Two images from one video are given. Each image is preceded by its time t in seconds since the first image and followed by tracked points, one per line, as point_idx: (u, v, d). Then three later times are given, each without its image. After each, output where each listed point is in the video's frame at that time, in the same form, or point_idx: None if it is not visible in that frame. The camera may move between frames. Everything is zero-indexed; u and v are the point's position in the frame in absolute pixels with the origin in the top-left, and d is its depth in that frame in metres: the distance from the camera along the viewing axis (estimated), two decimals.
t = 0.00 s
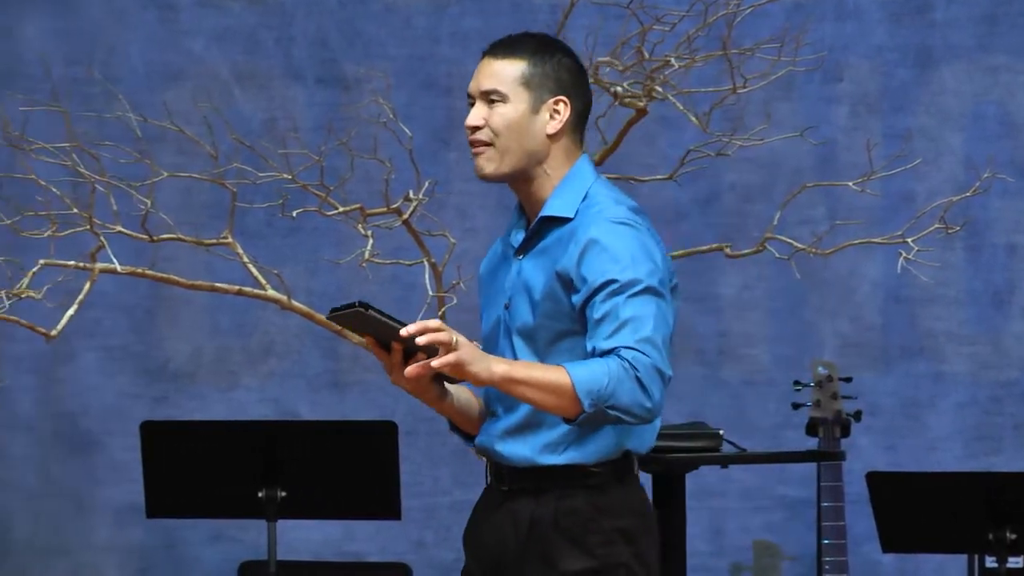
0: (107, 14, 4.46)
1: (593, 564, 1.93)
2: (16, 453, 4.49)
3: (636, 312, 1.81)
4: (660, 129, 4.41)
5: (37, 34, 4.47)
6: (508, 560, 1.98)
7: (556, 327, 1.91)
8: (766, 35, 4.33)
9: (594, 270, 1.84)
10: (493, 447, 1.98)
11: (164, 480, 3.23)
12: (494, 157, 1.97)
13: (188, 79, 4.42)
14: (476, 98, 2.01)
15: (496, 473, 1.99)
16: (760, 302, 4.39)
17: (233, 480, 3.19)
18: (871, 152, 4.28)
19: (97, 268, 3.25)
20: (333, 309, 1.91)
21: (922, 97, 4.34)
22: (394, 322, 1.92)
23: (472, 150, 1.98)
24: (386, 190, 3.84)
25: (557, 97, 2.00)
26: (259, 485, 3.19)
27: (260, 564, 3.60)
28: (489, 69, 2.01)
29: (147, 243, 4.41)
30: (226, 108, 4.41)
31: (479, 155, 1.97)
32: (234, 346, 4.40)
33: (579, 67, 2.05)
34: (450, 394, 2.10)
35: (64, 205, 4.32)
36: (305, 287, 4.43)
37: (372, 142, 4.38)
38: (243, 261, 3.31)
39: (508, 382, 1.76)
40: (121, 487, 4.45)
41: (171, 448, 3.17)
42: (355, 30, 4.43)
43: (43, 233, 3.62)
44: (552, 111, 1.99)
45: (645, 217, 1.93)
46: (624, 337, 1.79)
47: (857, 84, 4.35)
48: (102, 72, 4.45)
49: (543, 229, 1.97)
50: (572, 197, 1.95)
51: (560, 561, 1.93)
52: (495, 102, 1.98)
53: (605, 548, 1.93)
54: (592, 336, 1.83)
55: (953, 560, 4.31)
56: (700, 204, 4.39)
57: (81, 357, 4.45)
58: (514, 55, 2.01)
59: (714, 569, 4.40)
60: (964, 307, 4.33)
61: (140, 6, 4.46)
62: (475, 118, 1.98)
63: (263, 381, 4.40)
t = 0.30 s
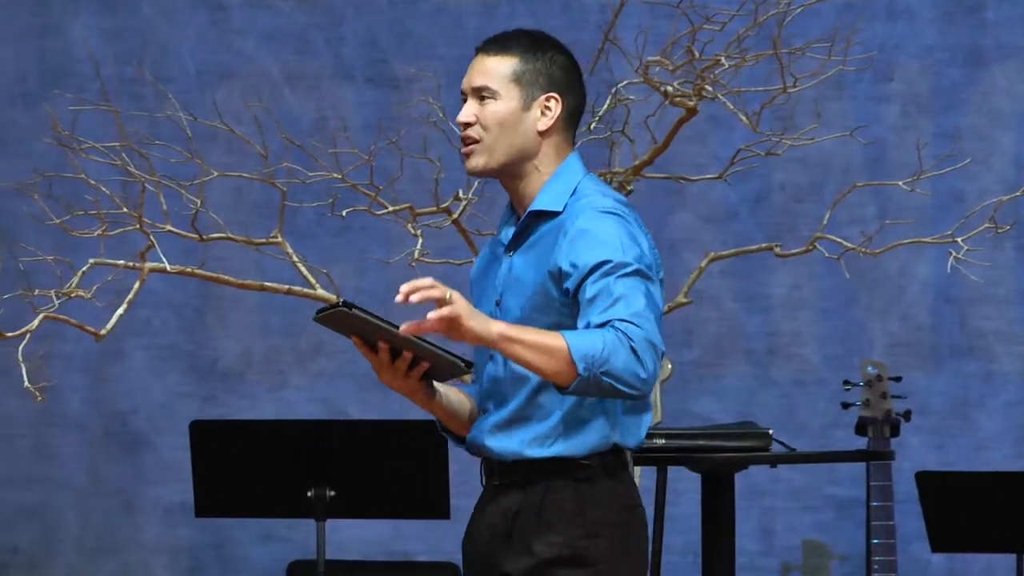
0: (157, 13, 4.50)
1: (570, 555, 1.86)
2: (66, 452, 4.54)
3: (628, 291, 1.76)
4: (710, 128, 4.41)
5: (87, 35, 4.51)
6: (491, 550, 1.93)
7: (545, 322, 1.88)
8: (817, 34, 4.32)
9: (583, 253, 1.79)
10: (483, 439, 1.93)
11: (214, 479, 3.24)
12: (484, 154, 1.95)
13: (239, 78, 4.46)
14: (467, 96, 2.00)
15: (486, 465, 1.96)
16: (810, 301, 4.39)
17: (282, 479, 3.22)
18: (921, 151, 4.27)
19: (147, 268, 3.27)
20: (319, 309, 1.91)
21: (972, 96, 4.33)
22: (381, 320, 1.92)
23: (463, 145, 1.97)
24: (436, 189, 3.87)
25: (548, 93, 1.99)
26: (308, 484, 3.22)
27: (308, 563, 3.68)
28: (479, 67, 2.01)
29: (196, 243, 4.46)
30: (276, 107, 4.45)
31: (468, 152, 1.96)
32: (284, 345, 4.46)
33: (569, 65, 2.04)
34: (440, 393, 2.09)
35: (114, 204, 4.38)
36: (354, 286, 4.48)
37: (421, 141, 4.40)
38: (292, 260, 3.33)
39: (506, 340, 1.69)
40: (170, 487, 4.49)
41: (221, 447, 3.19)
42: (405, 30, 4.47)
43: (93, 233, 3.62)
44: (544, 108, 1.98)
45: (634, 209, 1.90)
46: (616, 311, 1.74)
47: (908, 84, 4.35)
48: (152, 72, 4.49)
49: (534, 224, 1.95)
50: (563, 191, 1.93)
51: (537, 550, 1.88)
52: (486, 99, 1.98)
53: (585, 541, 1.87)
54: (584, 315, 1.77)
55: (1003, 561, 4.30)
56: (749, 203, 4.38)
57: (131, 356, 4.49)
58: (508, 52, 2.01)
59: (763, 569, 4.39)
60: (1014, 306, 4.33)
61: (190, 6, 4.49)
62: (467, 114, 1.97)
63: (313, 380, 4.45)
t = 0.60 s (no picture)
0: (188, 13, 4.53)
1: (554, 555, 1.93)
2: (95, 451, 4.55)
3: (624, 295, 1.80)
4: (740, 127, 4.41)
5: (117, 35, 4.53)
6: (482, 550, 2.01)
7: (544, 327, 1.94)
8: (847, 33, 4.31)
9: (581, 258, 1.85)
10: (480, 440, 2.00)
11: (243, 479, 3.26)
12: (467, 191, 1.98)
13: (269, 78, 4.49)
14: (431, 138, 2.02)
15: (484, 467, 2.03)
16: (839, 301, 4.38)
17: (311, 478, 3.24)
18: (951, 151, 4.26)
19: (176, 267, 3.28)
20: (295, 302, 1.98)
21: (1002, 94, 4.32)
22: (352, 316, 1.99)
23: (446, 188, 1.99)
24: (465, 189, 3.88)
25: (509, 109, 2.02)
26: (337, 483, 3.25)
27: (337, 562, 3.71)
28: (436, 105, 2.03)
29: (226, 243, 4.50)
30: (306, 106, 4.48)
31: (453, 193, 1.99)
32: (315, 345, 4.49)
33: (524, 76, 2.07)
34: (416, 388, 2.17)
35: (144, 204, 4.42)
36: (384, 286, 4.50)
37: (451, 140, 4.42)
38: (322, 260, 3.35)
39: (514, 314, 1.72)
40: (200, 486, 4.51)
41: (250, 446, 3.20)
42: (435, 29, 4.48)
43: (123, 232, 3.63)
44: (507, 126, 2.01)
45: (630, 213, 1.95)
46: (612, 313, 1.79)
47: (938, 84, 4.34)
48: (183, 72, 4.52)
49: (532, 231, 2.02)
50: (557, 198, 1.99)
51: (522, 548, 1.95)
52: (449, 138, 1.99)
53: (571, 542, 1.93)
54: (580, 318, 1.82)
55: None
56: (779, 203, 4.38)
57: (161, 355, 4.52)
58: (455, 87, 2.02)
59: (793, 568, 4.38)
60: None
61: (220, 5, 4.52)
62: (438, 158, 1.99)
63: (343, 379, 4.49)
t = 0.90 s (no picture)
0: (201, 13, 4.54)
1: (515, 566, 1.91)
2: (109, 450, 4.57)
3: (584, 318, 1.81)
4: (754, 127, 4.41)
5: (131, 35, 4.55)
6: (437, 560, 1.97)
7: (500, 337, 1.94)
8: (861, 33, 4.30)
9: (541, 274, 1.85)
10: (432, 449, 1.98)
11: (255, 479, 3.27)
12: (436, 192, 1.99)
13: (282, 77, 4.50)
14: (401, 139, 2.02)
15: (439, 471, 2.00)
16: (853, 300, 4.38)
17: (322, 479, 3.25)
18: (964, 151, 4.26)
19: (189, 267, 3.29)
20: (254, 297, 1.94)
21: (1016, 94, 4.32)
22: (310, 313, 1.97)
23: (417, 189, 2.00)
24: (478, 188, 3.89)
25: (478, 108, 2.01)
26: (349, 483, 3.25)
27: (351, 560, 3.72)
28: (406, 106, 2.02)
29: (240, 242, 4.52)
30: (320, 106, 4.49)
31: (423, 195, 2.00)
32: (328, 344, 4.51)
33: (492, 74, 2.07)
34: (373, 387, 2.13)
35: (157, 204, 4.44)
36: (397, 286, 4.51)
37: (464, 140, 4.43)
38: (335, 259, 3.35)
39: (467, 370, 1.73)
40: (213, 486, 4.53)
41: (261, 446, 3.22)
42: (449, 28, 4.49)
43: (136, 232, 3.63)
44: (477, 125, 2.01)
45: (590, 225, 1.96)
46: (573, 340, 1.80)
47: (951, 84, 4.33)
48: (196, 71, 4.53)
49: (490, 237, 2.00)
50: (517, 205, 1.97)
51: (479, 561, 1.93)
52: (419, 139, 1.99)
53: (530, 553, 1.91)
54: (540, 339, 1.83)
55: None
56: (792, 203, 4.37)
57: (174, 355, 4.54)
58: (423, 88, 2.02)
59: (805, 568, 4.38)
60: None
61: (234, 5, 4.53)
62: (410, 160, 1.99)
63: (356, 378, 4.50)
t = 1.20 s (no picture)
0: (216, 12, 4.56)
1: (459, 562, 1.99)
2: (123, 450, 4.59)
3: (536, 319, 1.85)
4: (768, 127, 4.41)
5: (145, 34, 4.57)
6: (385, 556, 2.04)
7: (450, 333, 1.98)
8: (875, 32, 4.30)
9: (493, 275, 1.89)
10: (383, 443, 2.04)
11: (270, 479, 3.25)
12: (390, 184, 2.03)
13: (297, 77, 4.52)
14: (358, 130, 2.05)
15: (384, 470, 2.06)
16: (868, 300, 4.38)
17: (339, 479, 3.21)
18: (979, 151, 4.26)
19: (204, 267, 3.30)
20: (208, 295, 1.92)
21: None
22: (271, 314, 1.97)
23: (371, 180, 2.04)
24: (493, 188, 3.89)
25: (435, 103, 2.04)
26: (364, 484, 3.20)
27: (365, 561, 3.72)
28: (363, 98, 2.05)
29: (254, 243, 4.54)
30: (334, 106, 4.50)
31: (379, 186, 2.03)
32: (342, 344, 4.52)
33: (450, 69, 2.10)
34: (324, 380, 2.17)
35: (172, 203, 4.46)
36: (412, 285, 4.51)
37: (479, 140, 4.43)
38: (349, 259, 3.36)
39: (420, 373, 1.76)
40: (228, 486, 4.55)
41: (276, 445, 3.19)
42: (463, 28, 4.50)
43: (151, 231, 3.63)
44: (433, 120, 2.04)
45: (542, 225, 2.00)
46: (525, 341, 1.84)
47: (966, 83, 4.33)
48: (211, 71, 4.55)
49: (442, 233, 2.04)
50: (470, 204, 2.01)
51: (425, 558, 1.99)
52: (375, 131, 2.02)
53: (473, 550, 1.99)
54: (491, 340, 1.87)
55: None
56: (807, 203, 4.37)
57: (188, 354, 4.56)
58: (380, 80, 2.05)
59: (820, 568, 4.37)
60: None
61: (249, 5, 4.55)
62: (364, 152, 2.02)
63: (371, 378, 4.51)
